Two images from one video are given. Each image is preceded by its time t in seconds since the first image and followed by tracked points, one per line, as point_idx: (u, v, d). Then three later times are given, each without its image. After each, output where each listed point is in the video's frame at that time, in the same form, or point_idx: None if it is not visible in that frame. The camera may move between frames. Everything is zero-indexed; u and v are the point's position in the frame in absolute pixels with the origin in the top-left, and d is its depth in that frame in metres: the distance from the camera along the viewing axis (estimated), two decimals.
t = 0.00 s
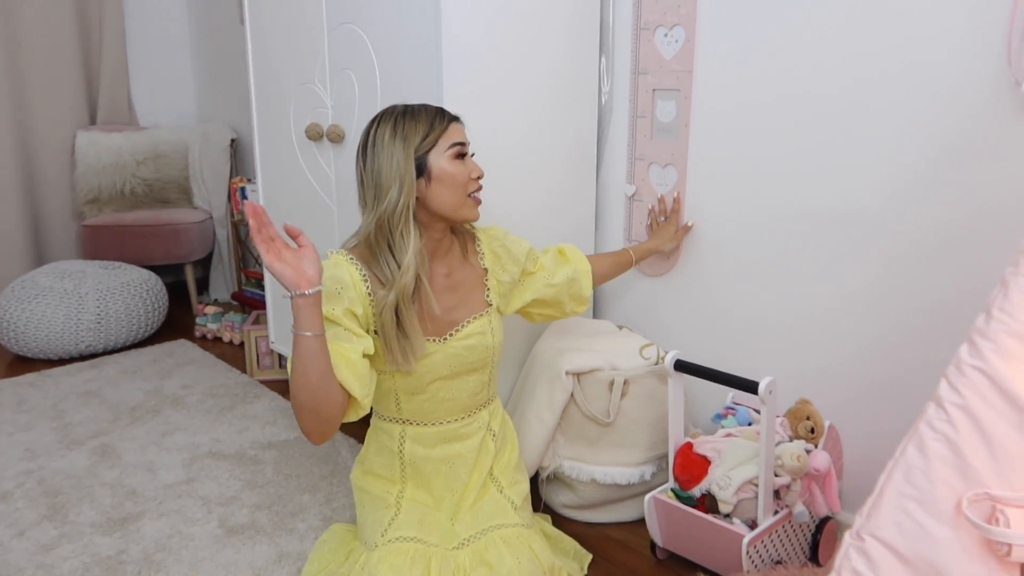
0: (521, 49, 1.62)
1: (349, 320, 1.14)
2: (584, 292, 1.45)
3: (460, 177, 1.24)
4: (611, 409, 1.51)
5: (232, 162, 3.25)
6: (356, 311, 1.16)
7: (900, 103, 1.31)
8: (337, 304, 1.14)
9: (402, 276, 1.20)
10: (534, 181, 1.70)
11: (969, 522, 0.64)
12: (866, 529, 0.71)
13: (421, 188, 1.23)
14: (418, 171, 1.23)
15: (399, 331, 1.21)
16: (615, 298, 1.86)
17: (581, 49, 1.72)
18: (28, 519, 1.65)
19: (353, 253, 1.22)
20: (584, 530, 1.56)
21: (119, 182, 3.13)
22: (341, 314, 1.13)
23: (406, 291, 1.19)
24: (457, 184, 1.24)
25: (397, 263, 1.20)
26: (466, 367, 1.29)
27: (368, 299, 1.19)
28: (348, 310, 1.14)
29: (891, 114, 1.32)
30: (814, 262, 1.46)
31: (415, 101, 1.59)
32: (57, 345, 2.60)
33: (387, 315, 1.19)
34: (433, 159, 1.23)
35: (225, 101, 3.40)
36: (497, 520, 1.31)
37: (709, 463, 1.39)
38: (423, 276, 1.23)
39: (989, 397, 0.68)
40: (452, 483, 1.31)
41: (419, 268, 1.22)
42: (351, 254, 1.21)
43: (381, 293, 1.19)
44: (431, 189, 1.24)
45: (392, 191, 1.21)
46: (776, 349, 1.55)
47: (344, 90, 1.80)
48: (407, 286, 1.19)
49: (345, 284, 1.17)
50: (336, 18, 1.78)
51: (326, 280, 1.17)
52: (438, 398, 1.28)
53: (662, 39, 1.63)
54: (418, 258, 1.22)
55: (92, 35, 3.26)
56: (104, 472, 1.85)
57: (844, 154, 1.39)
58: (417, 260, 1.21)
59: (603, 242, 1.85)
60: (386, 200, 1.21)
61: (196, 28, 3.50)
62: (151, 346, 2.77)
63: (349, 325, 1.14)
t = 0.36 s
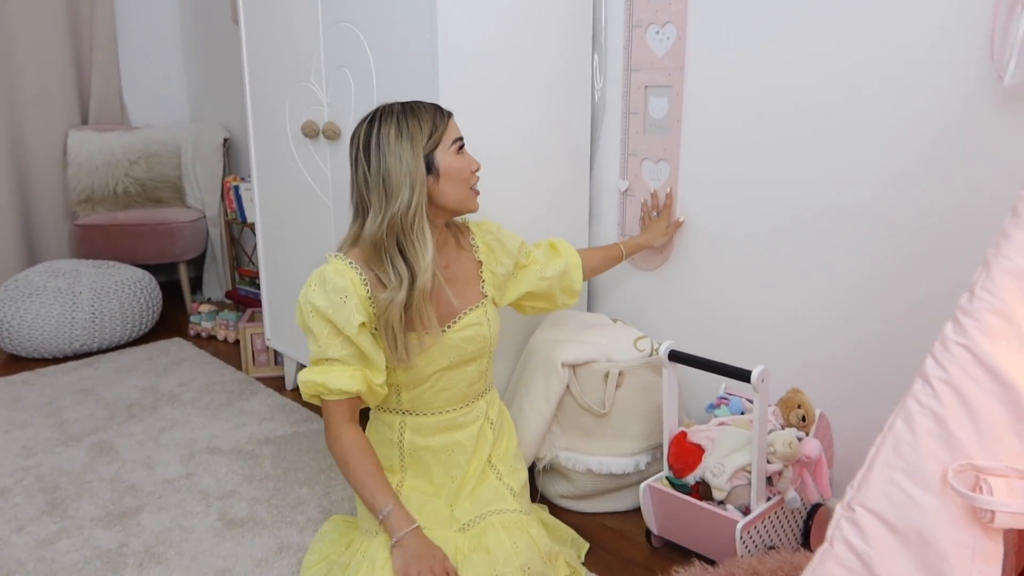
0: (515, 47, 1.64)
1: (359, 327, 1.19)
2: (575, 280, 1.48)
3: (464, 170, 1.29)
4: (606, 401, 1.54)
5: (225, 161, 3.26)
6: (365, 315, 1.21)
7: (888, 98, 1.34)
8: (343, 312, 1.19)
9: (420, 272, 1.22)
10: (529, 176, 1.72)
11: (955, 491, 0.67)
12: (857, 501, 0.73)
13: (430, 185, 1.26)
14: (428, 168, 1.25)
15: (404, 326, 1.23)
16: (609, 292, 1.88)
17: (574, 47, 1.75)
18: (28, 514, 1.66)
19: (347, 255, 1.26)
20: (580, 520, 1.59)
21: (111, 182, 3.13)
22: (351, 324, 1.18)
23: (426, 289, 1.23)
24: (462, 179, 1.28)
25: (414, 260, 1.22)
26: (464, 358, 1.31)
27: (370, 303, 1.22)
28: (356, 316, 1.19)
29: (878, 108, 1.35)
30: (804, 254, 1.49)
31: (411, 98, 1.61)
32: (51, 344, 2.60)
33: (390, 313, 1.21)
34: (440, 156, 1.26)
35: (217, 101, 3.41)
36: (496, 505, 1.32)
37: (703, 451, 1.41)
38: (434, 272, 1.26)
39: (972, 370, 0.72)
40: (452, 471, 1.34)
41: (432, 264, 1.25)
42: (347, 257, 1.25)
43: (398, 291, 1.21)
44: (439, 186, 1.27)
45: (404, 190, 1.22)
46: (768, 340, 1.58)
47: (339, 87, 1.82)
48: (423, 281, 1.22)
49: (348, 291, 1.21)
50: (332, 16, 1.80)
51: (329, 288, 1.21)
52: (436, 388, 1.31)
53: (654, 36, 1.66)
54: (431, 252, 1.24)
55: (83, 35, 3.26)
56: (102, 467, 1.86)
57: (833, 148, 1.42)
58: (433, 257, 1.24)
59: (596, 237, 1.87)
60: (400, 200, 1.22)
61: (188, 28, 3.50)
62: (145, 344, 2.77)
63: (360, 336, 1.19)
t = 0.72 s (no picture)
0: (510, 47, 1.65)
1: (368, 322, 1.20)
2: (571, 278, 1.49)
3: (467, 169, 1.30)
4: (600, 399, 1.55)
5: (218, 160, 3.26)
6: (372, 309, 1.22)
7: (879, 99, 1.36)
8: (350, 308, 1.20)
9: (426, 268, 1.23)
10: (524, 176, 1.73)
11: (944, 483, 0.68)
12: (849, 494, 0.74)
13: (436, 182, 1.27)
14: (434, 165, 1.26)
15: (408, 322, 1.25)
16: (603, 291, 1.89)
17: (569, 47, 1.76)
18: (22, 513, 1.66)
19: (348, 252, 1.26)
20: (575, 519, 1.60)
21: (104, 181, 3.11)
22: (360, 319, 1.19)
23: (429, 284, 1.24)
24: (465, 178, 1.30)
25: (418, 256, 1.24)
26: (463, 355, 1.32)
27: (375, 298, 1.23)
28: (364, 311, 1.20)
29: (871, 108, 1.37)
30: (796, 253, 1.51)
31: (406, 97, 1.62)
32: (45, 344, 2.59)
33: (393, 308, 1.22)
34: (445, 153, 1.28)
35: (211, 100, 3.41)
36: (492, 502, 1.33)
37: (697, 449, 1.42)
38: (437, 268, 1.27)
39: (961, 365, 0.73)
40: (449, 469, 1.35)
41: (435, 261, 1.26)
42: (348, 253, 1.26)
43: (403, 286, 1.22)
44: (441, 185, 1.28)
45: (411, 186, 1.23)
46: (761, 338, 1.60)
47: (334, 87, 1.83)
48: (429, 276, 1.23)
49: (354, 286, 1.22)
50: (327, 16, 1.80)
51: (334, 285, 1.22)
52: (435, 385, 1.32)
53: (648, 37, 1.67)
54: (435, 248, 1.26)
55: (76, 34, 3.25)
56: (96, 467, 1.86)
57: (826, 148, 1.44)
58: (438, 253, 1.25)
59: (590, 236, 1.89)
60: (407, 196, 1.23)
61: (182, 28, 3.50)
62: (139, 344, 2.77)
63: (370, 330, 1.20)
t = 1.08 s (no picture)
0: (503, 48, 1.65)
1: (363, 323, 1.20)
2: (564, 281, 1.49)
3: (467, 173, 1.31)
4: (594, 400, 1.55)
5: (210, 162, 3.25)
6: (367, 310, 1.21)
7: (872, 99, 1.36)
8: (346, 309, 1.19)
9: (424, 269, 1.23)
10: (517, 177, 1.73)
11: (942, 483, 0.68)
12: (846, 495, 0.74)
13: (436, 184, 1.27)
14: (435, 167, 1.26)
15: (403, 323, 1.24)
16: (597, 292, 1.89)
17: (561, 48, 1.75)
18: (12, 517, 1.64)
19: (343, 252, 1.25)
20: (570, 520, 1.59)
21: (94, 182, 3.09)
22: (355, 320, 1.19)
23: (426, 286, 1.23)
24: (464, 182, 1.31)
25: (416, 257, 1.23)
26: (458, 356, 1.32)
27: (370, 299, 1.22)
28: (359, 312, 1.19)
29: (863, 108, 1.37)
30: (790, 253, 1.51)
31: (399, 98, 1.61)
32: (35, 346, 2.57)
33: (389, 308, 1.21)
34: (446, 157, 1.28)
35: (202, 101, 3.39)
36: (487, 504, 1.33)
37: (691, 449, 1.43)
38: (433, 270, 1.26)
39: (959, 364, 0.73)
40: (444, 471, 1.34)
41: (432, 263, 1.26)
42: (344, 253, 1.25)
43: (400, 287, 1.21)
44: (441, 188, 1.28)
45: (413, 187, 1.22)
46: (755, 339, 1.59)
47: (327, 87, 1.82)
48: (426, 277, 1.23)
49: (349, 287, 1.21)
50: (319, 16, 1.80)
51: (329, 285, 1.21)
52: (429, 387, 1.31)
53: (640, 37, 1.67)
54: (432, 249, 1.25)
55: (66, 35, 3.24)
56: (87, 470, 1.84)
57: (819, 148, 1.44)
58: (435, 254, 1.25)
59: (584, 237, 1.88)
60: (407, 197, 1.22)
61: (172, 29, 3.49)
62: (130, 346, 2.75)
63: (365, 331, 1.19)
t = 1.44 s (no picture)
0: (502, 46, 1.64)
1: (360, 323, 1.18)
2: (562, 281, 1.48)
3: (467, 173, 1.30)
4: (594, 400, 1.54)
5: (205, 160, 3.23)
6: (364, 309, 1.20)
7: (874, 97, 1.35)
8: (343, 309, 1.18)
9: (422, 268, 1.22)
10: (516, 176, 1.72)
11: (953, 486, 0.67)
12: (854, 498, 0.73)
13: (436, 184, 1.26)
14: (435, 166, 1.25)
15: (401, 323, 1.23)
16: (596, 291, 1.88)
17: (560, 46, 1.74)
18: (6, 520, 1.63)
19: (340, 251, 1.24)
20: (569, 520, 1.58)
21: (89, 181, 3.08)
22: (352, 320, 1.17)
23: (424, 286, 1.22)
24: (464, 182, 1.30)
25: (414, 256, 1.22)
26: (456, 357, 1.31)
27: (368, 299, 1.21)
28: (357, 312, 1.18)
29: (864, 106, 1.36)
30: (791, 253, 1.50)
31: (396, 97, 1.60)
32: (29, 346, 2.56)
33: (386, 308, 1.20)
34: (447, 156, 1.27)
35: (197, 100, 3.37)
36: (486, 506, 1.32)
37: (692, 450, 1.42)
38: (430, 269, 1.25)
39: (968, 365, 0.72)
40: (443, 472, 1.33)
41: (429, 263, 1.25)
42: (341, 252, 1.23)
43: (397, 287, 1.20)
44: (441, 188, 1.27)
45: (412, 186, 1.21)
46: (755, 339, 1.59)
47: (323, 85, 1.81)
48: (424, 277, 1.22)
49: (346, 286, 1.20)
50: (315, 14, 1.78)
51: (326, 285, 1.20)
52: (428, 387, 1.30)
53: (639, 35, 1.66)
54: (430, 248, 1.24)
55: (60, 33, 3.21)
56: (82, 471, 1.82)
57: (820, 146, 1.43)
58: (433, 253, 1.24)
59: (583, 236, 1.87)
60: (406, 196, 1.21)
61: (167, 27, 3.47)
62: (125, 346, 2.74)
63: (362, 331, 1.18)
